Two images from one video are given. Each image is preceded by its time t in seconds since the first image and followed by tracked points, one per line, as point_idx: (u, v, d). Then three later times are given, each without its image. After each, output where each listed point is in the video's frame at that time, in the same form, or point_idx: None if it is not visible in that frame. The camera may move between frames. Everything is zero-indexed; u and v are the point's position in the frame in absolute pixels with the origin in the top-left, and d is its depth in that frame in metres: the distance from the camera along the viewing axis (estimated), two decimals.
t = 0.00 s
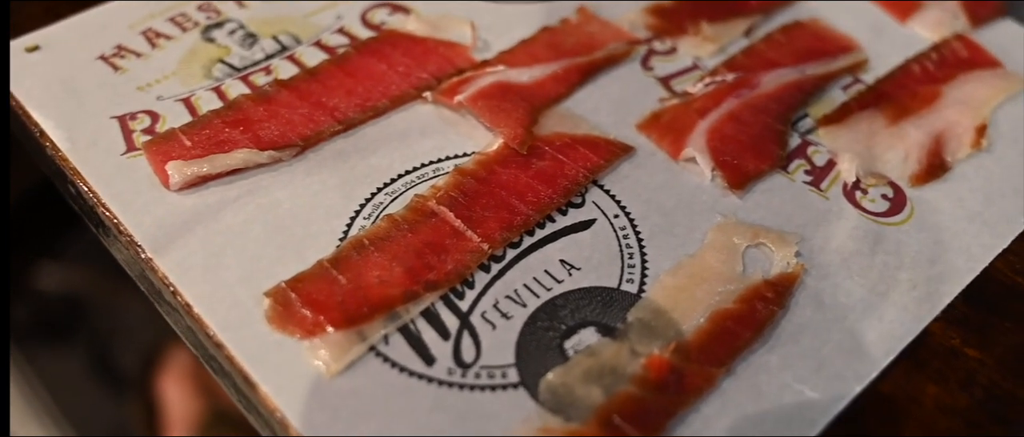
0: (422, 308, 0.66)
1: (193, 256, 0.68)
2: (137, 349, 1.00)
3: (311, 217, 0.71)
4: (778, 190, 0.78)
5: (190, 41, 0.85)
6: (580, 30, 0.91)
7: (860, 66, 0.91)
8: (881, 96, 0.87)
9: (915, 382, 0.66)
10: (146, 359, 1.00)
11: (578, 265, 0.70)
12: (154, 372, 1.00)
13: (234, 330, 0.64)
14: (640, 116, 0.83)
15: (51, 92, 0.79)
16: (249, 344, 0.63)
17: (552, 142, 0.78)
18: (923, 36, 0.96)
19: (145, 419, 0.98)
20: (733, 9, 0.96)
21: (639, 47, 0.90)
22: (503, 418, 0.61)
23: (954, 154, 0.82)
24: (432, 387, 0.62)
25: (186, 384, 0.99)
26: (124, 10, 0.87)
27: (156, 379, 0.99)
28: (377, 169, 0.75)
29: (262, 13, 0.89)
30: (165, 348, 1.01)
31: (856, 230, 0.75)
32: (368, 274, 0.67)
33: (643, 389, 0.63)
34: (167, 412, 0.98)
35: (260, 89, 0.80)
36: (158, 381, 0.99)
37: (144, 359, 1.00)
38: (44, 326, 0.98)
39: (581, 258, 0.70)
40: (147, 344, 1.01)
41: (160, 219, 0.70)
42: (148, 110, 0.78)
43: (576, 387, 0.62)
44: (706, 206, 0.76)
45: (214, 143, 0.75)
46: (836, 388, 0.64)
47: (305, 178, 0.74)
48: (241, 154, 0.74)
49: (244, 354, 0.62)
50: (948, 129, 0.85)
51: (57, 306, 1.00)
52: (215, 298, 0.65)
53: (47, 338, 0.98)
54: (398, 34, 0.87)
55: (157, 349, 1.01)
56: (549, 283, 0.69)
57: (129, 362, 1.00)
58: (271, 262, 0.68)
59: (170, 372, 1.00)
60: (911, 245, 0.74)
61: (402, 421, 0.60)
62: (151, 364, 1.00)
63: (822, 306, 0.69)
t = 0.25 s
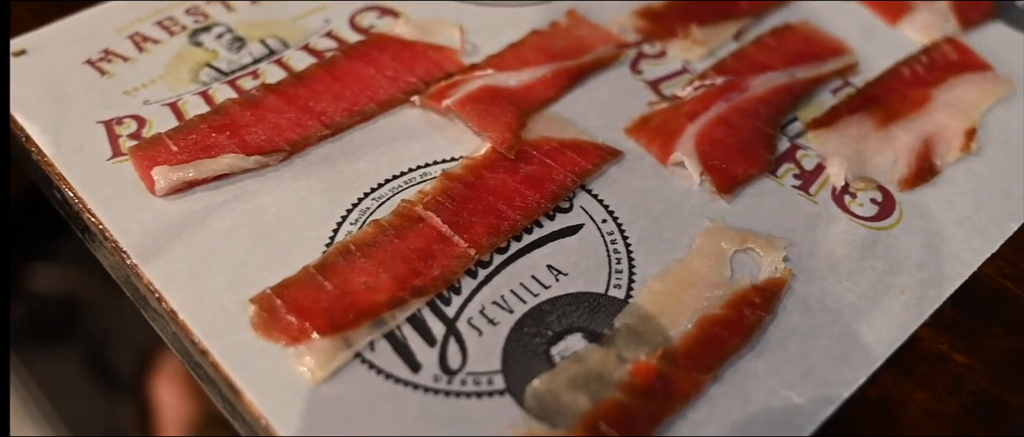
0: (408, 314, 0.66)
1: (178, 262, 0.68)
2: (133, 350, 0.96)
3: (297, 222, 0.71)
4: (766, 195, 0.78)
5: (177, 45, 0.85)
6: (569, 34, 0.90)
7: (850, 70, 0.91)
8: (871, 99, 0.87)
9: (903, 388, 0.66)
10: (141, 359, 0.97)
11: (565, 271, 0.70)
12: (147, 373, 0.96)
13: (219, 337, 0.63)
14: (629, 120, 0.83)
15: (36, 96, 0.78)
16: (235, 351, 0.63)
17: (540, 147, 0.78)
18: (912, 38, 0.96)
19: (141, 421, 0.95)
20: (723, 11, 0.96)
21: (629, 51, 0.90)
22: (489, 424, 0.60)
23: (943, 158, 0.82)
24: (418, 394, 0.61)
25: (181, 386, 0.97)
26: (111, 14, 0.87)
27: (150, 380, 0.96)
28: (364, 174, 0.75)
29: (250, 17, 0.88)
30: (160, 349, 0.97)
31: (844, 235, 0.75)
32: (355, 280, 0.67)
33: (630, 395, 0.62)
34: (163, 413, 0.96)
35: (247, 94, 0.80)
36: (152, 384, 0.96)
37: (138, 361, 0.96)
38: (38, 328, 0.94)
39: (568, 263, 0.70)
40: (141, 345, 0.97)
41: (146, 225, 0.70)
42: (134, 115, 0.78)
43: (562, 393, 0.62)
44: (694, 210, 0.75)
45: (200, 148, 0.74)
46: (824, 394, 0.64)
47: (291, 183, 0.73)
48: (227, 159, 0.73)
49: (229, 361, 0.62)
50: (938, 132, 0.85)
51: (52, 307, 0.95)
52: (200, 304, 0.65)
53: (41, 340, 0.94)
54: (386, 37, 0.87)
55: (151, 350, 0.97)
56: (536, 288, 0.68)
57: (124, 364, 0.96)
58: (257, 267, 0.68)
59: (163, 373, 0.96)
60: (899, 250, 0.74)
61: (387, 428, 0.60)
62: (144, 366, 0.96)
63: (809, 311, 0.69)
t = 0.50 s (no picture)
0: (394, 322, 0.66)
1: (163, 270, 0.67)
2: (129, 350, 0.90)
3: (283, 229, 0.71)
4: (754, 200, 0.78)
5: (164, 51, 0.84)
6: (558, 38, 0.90)
7: (839, 74, 0.91)
8: (860, 104, 0.87)
9: (891, 395, 0.66)
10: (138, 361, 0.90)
11: (552, 277, 0.70)
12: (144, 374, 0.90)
13: (204, 345, 0.63)
14: (617, 125, 0.82)
15: (22, 103, 0.78)
16: (219, 360, 0.62)
17: (528, 152, 0.78)
18: (902, 42, 0.96)
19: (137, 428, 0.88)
20: (713, 15, 0.96)
21: (617, 55, 0.90)
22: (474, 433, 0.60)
23: (932, 163, 0.82)
24: (403, 402, 0.61)
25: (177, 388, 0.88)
26: (98, 19, 0.87)
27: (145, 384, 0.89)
28: (351, 180, 0.75)
29: (238, 22, 0.88)
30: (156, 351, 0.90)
31: (832, 240, 0.75)
32: (340, 288, 0.67)
33: (616, 403, 0.62)
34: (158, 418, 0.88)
35: (234, 100, 0.79)
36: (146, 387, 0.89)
37: (135, 362, 0.90)
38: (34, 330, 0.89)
39: (555, 270, 0.70)
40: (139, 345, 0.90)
41: (131, 233, 0.69)
42: (120, 122, 0.77)
43: (548, 401, 0.62)
44: (682, 216, 0.75)
45: (186, 155, 0.74)
46: (811, 401, 0.63)
47: (277, 189, 0.73)
48: (213, 166, 0.73)
49: (214, 370, 0.62)
50: (926, 137, 0.85)
51: (48, 311, 0.90)
52: (185, 312, 0.65)
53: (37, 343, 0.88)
54: (374, 43, 0.86)
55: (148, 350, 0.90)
56: (522, 295, 0.68)
57: (120, 363, 0.90)
58: (241, 275, 0.67)
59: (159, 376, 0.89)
60: (888, 255, 0.74)
61: None
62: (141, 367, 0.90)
63: (797, 317, 0.69)
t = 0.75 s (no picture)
0: (380, 330, 0.65)
1: (148, 278, 0.67)
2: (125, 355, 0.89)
3: (269, 236, 0.70)
4: (743, 206, 0.77)
5: (151, 57, 0.84)
6: (547, 43, 0.90)
7: (829, 78, 0.91)
8: (850, 108, 0.87)
9: (880, 401, 0.65)
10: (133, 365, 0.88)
11: (540, 285, 0.69)
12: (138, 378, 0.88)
13: (189, 354, 0.63)
14: (606, 131, 0.82)
15: (7, 110, 0.78)
16: (204, 369, 0.62)
17: (516, 158, 0.78)
18: (892, 46, 0.96)
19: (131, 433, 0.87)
20: (702, 20, 0.96)
21: (607, 60, 0.90)
22: None
23: (921, 168, 0.82)
24: (389, 411, 0.61)
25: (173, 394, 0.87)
26: (85, 25, 0.86)
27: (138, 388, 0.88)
28: (338, 187, 0.74)
29: (226, 27, 0.88)
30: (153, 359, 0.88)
31: (821, 246, 0.74)
32: (326, 296, 0.66)
33: (603, 411, 0.62)
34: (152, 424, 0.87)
35: (221, 106, 0.79)
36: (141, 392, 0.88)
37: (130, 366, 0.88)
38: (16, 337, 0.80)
39: (542, 277, 0.70)
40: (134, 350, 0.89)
41: (116, 241, 0.69)
42: (106, 128, 0.77)
43: (534, 410, 0.61)
44: (671, 222, 0.75)
45: (172, 162, 0.74)
46: (799, 409, 0.63)
47: (264, 196, 0.73)
48: (199, 173, 0.73)
49: (199, 380, 0.61)
50: (916, 142, 0.84)
51: (40, 314, 0.77)
52: (170, 321, 0.65)
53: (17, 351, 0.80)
54: (362, 48, 0.86)
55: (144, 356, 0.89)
56: (509, 303, 0.68)
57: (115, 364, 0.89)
58: (227, 283, 0.67)
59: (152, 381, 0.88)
60: (877, 261, 0.74)
61: None
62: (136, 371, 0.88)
63: (785, 324, 0.69)
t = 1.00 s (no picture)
0: (368, 337, 0.65)
1: (134, 285, 0.66)
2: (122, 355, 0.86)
3: (257, 243, 0.70)
4: (734, 211, 0.77)
5: (139, 62, 0.83)
6: (538, 47, 0.90)
7: (821, 82, 0.90)
8: (841, 112, 0.87)
9: (871, 407, 0.65)
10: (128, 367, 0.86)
11: (529, 291, 0.69)
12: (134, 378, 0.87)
13: (175, 362, 0.62)
14: (597, 136, 0.82)
15: None
16: (190, 377, 0.62)
17: (505, 164, 0.77)
18: (884, 49, 0.96)
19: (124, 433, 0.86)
20: (694, 23, 0.96)
21: (598, 64, 0.89)
22: None
23: (913, 172, 0.82)
24: (376, 419, 0.61)
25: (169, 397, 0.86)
26: (72, 30, 0.86)
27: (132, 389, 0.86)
28: (327, 192, 0.74)
29: (215, 32, 0.87)
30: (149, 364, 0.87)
31: (812, 251, 0.74)
32: (314, 303, 0.66)
33: (592, 419, 0.62)
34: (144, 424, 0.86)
35: (209, 112, 0.79)
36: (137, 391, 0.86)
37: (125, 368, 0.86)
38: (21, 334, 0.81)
39: (532, 283, 0.69)
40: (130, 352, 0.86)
41: (103, 248, 0.69)
42: (94, 134, 0.77)
43: (523, 418, 0.61)
44: (661, 228, 0.75)
45: (159, 168, 0.73)
46: (789, 416, 0.63)
47: (252, 203, 0.72)
48: (186, 179, 0.72)
49: (185, 388, 0.61)
50: (908, 146, 0.84)
51: (39, 315, 0.82)
52: (156, 329, 0.64)
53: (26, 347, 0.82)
54: (352, 53, 0.86)
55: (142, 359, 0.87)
56: (498, 309, 0.67)
57: (111, 366, 0.86)
58: (214, 291, 0.67)
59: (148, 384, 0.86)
60: (868, 266, 0.73)
61: None
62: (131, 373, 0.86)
63: (776, 330, 0.68)
